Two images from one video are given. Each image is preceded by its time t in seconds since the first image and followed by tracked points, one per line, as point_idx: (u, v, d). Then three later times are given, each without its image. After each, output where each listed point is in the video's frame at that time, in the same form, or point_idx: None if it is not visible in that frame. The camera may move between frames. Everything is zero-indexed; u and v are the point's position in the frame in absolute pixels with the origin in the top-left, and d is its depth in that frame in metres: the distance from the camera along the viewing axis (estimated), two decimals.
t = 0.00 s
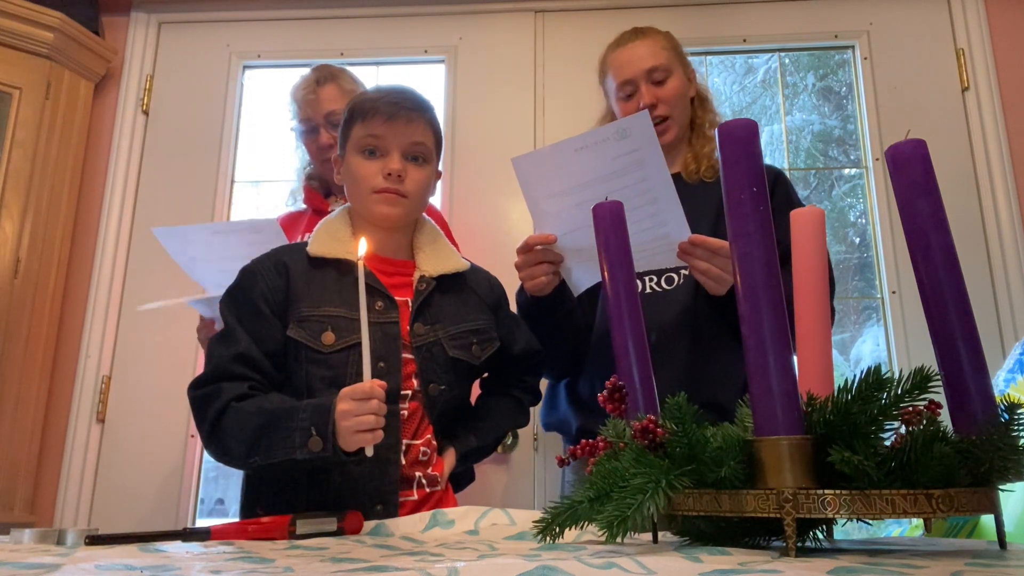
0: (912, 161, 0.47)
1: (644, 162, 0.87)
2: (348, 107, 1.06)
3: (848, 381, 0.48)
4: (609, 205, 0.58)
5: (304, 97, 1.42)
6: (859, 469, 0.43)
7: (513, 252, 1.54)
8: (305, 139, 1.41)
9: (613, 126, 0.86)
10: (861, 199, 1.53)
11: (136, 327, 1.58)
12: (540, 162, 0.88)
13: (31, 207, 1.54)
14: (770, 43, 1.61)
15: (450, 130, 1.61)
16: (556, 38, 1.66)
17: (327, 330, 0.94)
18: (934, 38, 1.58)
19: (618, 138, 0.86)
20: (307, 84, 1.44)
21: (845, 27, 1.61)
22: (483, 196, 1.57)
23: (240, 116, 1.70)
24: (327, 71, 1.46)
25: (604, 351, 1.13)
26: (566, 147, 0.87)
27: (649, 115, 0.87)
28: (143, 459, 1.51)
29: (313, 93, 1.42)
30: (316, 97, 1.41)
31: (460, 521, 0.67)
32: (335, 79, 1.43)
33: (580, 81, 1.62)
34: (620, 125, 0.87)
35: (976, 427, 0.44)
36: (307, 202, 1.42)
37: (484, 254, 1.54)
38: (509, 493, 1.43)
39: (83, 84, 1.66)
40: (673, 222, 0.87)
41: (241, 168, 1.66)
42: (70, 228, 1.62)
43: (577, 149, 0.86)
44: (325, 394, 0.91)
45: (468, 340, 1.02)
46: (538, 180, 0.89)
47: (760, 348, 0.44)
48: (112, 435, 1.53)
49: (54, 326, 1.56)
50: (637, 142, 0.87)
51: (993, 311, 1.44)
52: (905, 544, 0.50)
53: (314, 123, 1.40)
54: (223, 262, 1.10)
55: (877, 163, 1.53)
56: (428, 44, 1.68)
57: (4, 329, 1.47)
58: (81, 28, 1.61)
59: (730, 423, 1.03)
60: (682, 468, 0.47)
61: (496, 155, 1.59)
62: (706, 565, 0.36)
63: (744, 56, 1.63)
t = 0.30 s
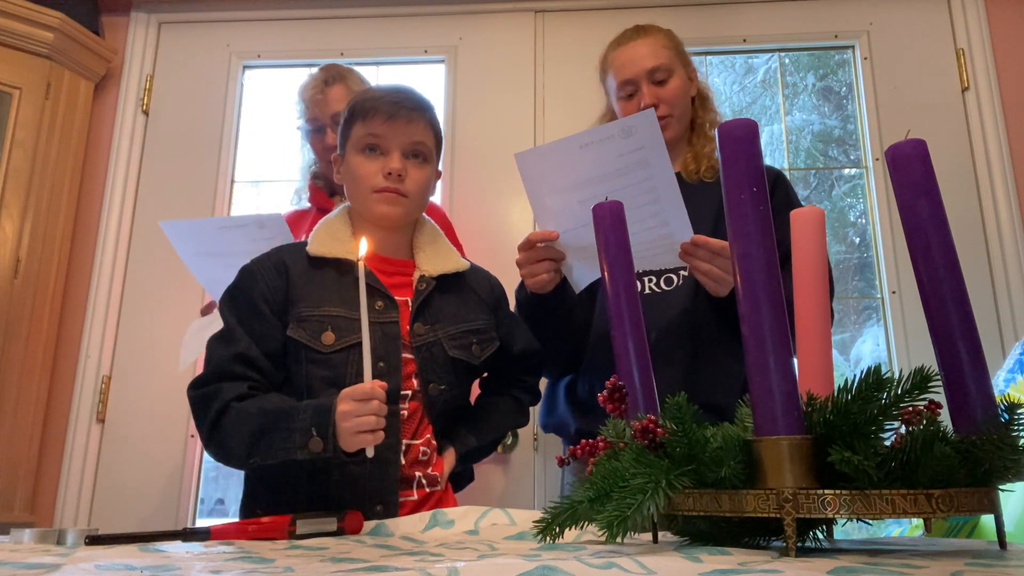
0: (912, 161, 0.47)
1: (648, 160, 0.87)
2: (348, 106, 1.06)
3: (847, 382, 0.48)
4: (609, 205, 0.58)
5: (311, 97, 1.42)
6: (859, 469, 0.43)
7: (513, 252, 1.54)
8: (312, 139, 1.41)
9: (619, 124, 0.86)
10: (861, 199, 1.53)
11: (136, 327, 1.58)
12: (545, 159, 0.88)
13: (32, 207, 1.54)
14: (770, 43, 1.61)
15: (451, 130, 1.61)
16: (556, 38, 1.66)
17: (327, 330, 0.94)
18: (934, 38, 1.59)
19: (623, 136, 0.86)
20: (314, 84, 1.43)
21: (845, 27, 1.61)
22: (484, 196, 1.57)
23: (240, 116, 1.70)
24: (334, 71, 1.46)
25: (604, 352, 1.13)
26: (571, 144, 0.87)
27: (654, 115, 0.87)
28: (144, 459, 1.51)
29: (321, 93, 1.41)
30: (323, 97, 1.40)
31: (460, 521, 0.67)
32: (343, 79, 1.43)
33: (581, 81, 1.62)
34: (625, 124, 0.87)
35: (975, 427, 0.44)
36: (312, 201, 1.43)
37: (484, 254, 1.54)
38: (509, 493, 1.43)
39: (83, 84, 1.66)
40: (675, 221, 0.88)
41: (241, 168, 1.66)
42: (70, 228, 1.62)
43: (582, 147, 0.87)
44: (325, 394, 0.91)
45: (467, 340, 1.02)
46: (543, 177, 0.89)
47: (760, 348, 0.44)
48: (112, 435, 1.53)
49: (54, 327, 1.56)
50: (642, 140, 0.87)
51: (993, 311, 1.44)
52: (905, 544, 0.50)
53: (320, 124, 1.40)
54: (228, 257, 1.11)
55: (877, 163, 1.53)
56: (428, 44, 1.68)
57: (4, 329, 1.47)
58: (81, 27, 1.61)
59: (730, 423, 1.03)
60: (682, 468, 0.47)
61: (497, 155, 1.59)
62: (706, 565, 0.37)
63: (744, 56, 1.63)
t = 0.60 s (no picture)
0: (912, 160, 0.47)
1: (656, 181, 0.84)
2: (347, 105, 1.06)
3: (847, 381, 0.48)
4: (609, 205, 0.58)
5: (317, 97, 1.42)
6: (859, 469, 0.43)
7: (513, 252, 1.54)
8: (316, 139, 1.41)
9: (626, 145, 0.84)
10: (861, 199, 1.53)
11: (135, 327, 1.58)
12: (550, 176, 0.87)
13: (31, 207, 1.54)
14: (770, 43, 1.61)
15: (451, 130, 1.61)
16: (556, 38, 1.66)
17: (327, 330, 0.94)
18: (934, 38, 1.58)
19: (630, 157, 0.84)
20: (320, 84, 1.44)
21: (845, 28, 1.61)
22: (484, 196, 1.57)
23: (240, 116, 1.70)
24: (341, 71, 1.46)
25: (604, 352, 1.13)
26: (577, 163, 0.86)
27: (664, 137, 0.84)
28: (144, 459, 1.51)
29: (326, 93, 1.42)
30: (328, 97, 1.41)
31: (460, 521, 0.67)
32: (349, 80, 1.43)
33: (581, 81, 1.62)
34: (634, 145, 0.84)
35: (976, 427, 0.44)
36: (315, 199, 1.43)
37: (484, 255, 1.54)
38: (509, 493, 1.43)
39: (83, 84, 1.66)
40: (681, 243, 0.86)
41: (241, 168, 1.66)
42: (70, 229, 1.62)
43: (587, 166, 0.86)
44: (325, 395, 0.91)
45: (467, 340, 1.02)
46: (547, 194, 0.88)
47: (760, 349, 0.44)
48: (112, 435, 1.53)
49: (53, 328, 1.56)
50: (651, 161, 0.84)
51: (993, 311, 1.44)
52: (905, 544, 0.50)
53: (325, 124, 1.40)
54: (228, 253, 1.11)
55: (877, 163, 1.53)
56: (428, 44, 1.68)
57: (3, 330, 1.47)
58: (81, 28, 1.61)
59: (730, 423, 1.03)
60: (682, 468, 0.47)
61: (497, 155, 1.59)
62: (706, 565, 0.37)
63: (744, 56, 1.63)
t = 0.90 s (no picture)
0: (912, 160, 0.47)
1: (663, 187, 0.85)
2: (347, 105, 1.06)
3: (847, 381, 0.48)
4: (609, 204, 0.57)
5: (319, 99, 1.42)
6: (859, 469, 0.43)
7: (513, 252, 1.54)
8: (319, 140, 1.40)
9: (635, 152, 0.85)
10: (860, 199, 1.53)
11: (135, 327, 1.58)
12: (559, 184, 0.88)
13: (31, 207, 1.54)
14: (770, 43, 1.61)
15: (451, 130, 1.61)
16: (556, 38, 1.66)
17: (327, 330, 0.94)
18: (934, 38, 1.58)
19: (638, 164, 0.85)
20: (324, 85, 1.44)
21: (845, 28, 1.61)
22: (484, 196, 1.57)
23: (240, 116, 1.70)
24: (344, 72, 1.47)
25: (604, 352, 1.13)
26: (587, 171, 0.87)
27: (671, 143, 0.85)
28: (144, 459, 1.51)
29: (329, 95, 1.42)
30: (331, 99, 1.41)
31: (460, 521, 0.67)
32: (351, 81, 1.43)
33: (580, 81, 1.62)
34: (642, 152, 0.84)
35: (976, 427, 0.44)
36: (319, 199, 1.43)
37: (484, 255, 1.54)
38: (509, 493, 1.43)
39: (83, 84, 1.66)
40: (686, 246, 0.87)
41: (241, 168, 1.66)
42: (70, 228, 1.62)
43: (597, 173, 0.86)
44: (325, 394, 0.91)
45: (468, 340, 1.02)
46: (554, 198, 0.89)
47: (759, 349, 0.44)
48: (112, 435, 1.53)
49: (54, 327, 1.56)
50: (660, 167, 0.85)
51: (993, 311, 1.44)
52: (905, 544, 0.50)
53: (329, 125, 1.39)
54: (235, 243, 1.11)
55: (877, 163, 1.53)
56: (428, 44, 1.68)
57: (3, 329, 1.47)
58: (81, 28, 1.61)
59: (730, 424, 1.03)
60: (682, 468, 0.47)
61: (496, 155, 1.59)
62: (706, 565, 0.36)
63: (744, 56, 1.63)
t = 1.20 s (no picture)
0: (912, 160, 0.47)
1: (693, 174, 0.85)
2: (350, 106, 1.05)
3: (847, 381, 0.48)
4: (609, 205, 0.58)
5: (323, 100, 1.43)
6: (859, 469, 0.43)
7: (513, 252, 1.54)
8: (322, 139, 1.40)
9: (670, 134, 0.85)
10: (860, 199, 1.53)
11: (135, 327, 1.58)
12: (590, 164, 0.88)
13: (32, 207, 1.54)
14: (770, 43, 1.61)
15: (451, 130, 1.61)
16: (556, 38, 1.66)
17: (330, 330, 0.94)
18: (934, 38, 1.59)
19: (672, 145, 0.84)
20: (327, 87, 1.45)
21: (845, 28, 1.61)
22: (484, 196, 1.57)
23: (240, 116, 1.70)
24: (348, 72, 1.47)
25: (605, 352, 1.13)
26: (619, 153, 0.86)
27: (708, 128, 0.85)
28: (144, 459, 1.51)
29: (332, 97, 1.42)
30: (334, 100, 1.41)
31: (460, 521, 0.67)
32: (355, 82, 1.43)
33: (580, 81, 1.62)
34: (677, 134, 0.85)
35: (976, 426, 0.44)
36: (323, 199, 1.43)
37: (485, 255, 1.54)
38: (509, 493, 1.43)
39: (83, 84, 1.66)
40: (708, 238, 0.86)
41: (241, 168, 1.66)
42: (70, 228, 1.62)
43: (629, 156, 0.86)
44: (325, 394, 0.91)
45: (469, 342, 1.02)
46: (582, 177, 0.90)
47: (759, 349, 0.44)
48: (112, 435, 1.53)
49: (54, 326, 1.56)
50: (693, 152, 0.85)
51: (993, 311, 1.44)
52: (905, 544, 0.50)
53: (332, 126, 1.39)
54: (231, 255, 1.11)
55: (877, 163, 1.53)
56: (428, 45, 1.68)
57: (3, 330, 1.47)
58: (81, 28, 1.61)
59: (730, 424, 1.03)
60: (682, 468, 0.47)
61: (496, 155, 1.59)
62: (706, 565, 0.36)
63: (744, 56, 1.63)
